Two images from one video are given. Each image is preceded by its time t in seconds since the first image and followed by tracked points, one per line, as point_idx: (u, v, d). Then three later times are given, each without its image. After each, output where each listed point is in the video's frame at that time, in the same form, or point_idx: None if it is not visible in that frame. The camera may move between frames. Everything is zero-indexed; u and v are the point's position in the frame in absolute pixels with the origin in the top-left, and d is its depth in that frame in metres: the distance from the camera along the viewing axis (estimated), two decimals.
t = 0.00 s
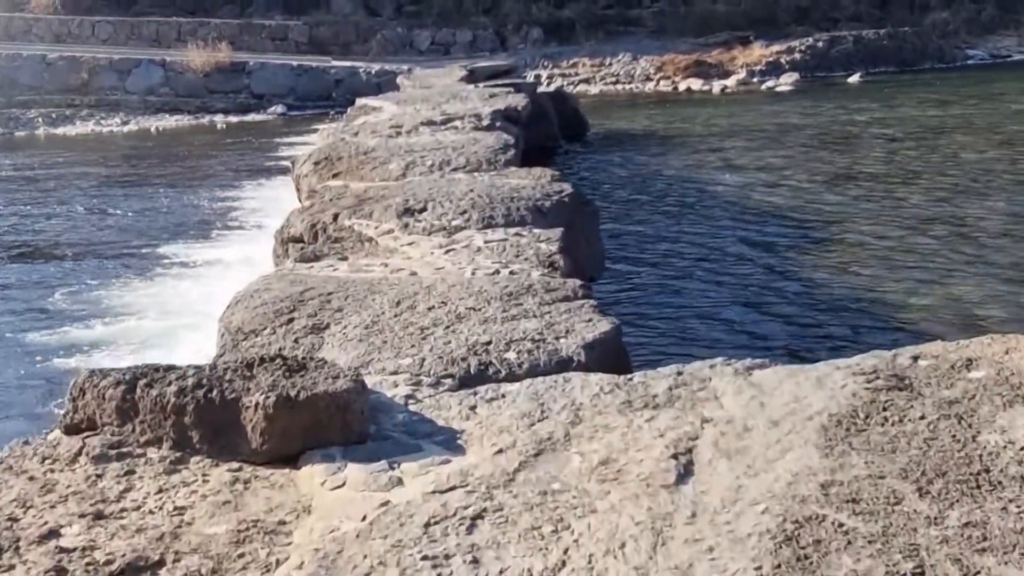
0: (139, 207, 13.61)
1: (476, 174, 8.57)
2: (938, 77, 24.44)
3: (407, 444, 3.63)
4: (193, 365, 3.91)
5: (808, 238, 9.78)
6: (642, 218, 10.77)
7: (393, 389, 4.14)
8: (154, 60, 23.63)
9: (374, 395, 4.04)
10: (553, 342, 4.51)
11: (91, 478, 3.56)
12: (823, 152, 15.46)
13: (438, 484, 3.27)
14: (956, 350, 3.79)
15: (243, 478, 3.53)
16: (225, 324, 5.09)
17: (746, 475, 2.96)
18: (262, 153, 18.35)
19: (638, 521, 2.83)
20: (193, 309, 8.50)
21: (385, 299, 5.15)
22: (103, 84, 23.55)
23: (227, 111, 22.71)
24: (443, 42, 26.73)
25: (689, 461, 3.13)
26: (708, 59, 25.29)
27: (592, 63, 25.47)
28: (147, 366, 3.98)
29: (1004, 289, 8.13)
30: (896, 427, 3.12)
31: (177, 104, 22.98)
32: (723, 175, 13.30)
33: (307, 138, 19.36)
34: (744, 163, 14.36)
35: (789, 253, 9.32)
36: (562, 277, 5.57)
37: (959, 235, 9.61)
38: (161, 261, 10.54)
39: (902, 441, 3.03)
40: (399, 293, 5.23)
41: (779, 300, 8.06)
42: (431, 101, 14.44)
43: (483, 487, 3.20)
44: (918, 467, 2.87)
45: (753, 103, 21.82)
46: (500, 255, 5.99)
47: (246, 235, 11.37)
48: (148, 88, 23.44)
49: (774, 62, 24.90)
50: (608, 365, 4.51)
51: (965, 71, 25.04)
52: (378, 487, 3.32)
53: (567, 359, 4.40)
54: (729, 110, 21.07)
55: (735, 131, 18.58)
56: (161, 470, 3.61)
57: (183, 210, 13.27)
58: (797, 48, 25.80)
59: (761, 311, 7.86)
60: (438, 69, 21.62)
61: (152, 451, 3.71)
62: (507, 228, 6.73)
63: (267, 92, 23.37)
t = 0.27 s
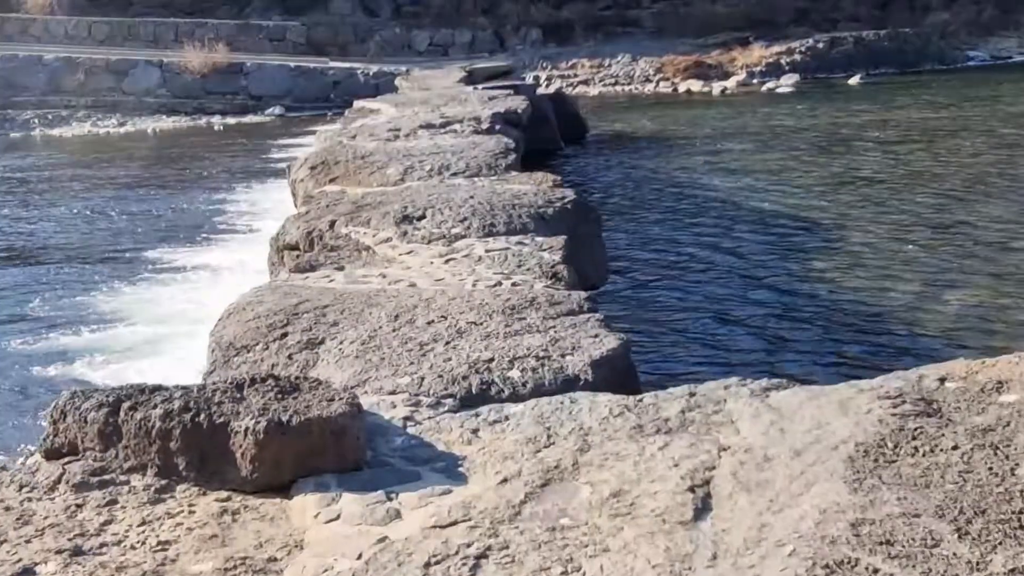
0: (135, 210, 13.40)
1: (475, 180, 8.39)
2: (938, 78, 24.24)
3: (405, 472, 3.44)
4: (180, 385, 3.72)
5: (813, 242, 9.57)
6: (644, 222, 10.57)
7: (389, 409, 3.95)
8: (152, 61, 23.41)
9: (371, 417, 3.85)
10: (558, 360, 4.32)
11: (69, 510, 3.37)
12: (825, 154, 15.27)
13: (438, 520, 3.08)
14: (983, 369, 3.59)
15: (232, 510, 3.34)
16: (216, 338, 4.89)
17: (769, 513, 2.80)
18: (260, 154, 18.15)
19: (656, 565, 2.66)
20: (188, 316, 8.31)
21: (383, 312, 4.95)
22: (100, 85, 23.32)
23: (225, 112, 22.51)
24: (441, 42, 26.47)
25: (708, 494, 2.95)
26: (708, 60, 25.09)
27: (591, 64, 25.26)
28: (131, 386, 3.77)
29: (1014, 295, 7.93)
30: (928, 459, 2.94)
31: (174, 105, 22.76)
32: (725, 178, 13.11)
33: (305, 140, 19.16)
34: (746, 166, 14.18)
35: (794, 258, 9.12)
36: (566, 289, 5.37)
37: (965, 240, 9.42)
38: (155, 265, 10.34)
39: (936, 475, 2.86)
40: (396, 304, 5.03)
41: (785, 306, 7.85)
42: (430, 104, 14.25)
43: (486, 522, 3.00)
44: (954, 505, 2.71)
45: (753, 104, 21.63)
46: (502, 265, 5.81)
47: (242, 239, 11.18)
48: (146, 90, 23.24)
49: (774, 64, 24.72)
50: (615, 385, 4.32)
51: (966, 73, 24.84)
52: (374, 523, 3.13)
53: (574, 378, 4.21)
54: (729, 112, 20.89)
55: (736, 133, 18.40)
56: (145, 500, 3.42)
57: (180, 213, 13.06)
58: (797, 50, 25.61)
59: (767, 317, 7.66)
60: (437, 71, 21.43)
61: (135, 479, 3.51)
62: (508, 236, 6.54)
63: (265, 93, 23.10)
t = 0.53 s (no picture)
0: (131, 213, 13.18)
1: (476, 183, 8.17)
2: (943, 80, 24.01)
3: (400, 499, 3.21)
4: (160, 403, 3.49)
5: (821, 247, 9.34)
6: (648, 225, 10.33)
7: (383, 428, 3.72)
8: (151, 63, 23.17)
9: (365, 436, 3.63)
10: (563, 374, 4.08)
11: (40, 539, 3.14)
12: (831, 156, 15.05)
13: (437, 554, 2.86)
14: (1017, 384, 3.35)
15: (216, 539, 3.12)
16: (204, 351, 4.66)
17: (799, 550, 2.62)
18: (260, 157, 17.92)
19: None
20: (183, 321, 8.11)
21: (378, 322, 4.72)
22: (100, 88, 23.08)
23: (225, 115, 22.30)
24: (443, 44, 26.23)
25: (729, 527, 2.75)
26: (711, 62, 24.87)
27: (594, 66, 25.03)
28: (109, 403, 3.54)
29: None
30: (969, 486, 2.75)
31: (173, 108, 22.51)
32: (730, 180, 12.89)
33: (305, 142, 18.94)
34: (751, 167, 13.96)
35: (803, 262, 8.87)
36: (571, 297, 5.14)
37: (977, 244, 9.19)
38: (150, 269, 10.12)
39: (978, 505, 2.68)
40: (393, 314, 4.80)
41: (794, 313, 7.61)
42: (430, 105, 14.03)
43: (490, 560, 2.79)
44: (999, 540, 2.55)
45: (757, 106, 21.39)
46: (504, 272, 5.58)
47: (239, 243, 10.95)
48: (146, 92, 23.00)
49: (777, 65, 24.49)
50: (623, 399, 4.08)
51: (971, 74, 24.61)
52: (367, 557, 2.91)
53: (580, 393, 3.97)
54: (733, 114, 20.66)
55: (739, 135, 18.18)
56: (121, 528, 3.19)
57: (177, 216, 12.84)
58: (800, 51, 25.38)
59: (776, 324, 7.41)
60: (438, 72, 21.19)
61: (111, 504, 3.29)
62: (510, 241, 6.32)
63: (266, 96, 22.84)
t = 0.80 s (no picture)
0: (137, 213, 12.99)
1: (485, 189, 7.96)
2: (959, 87, 23.75)
3: (398, 538, 3.01)
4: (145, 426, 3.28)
5: (837, 258, 9.12)
6: (660, 234, 10.10)
7: (382, 455, 3.52)
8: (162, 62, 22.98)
9: (363, 464, 3.42)
10: (573, 397, 3.87)
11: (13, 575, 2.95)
12: (846, 163, 14.83)
13: None
14: None
15: None
16: (198, 367, 4.46)
17: None
18: (269, 158, 17.73)
19: None
20: (185, 325, 7.94)
21: (381, 338, 4.51)
22: (111, 87, 22.83)
23: (235, 115, 22.11)
24: (454, 46, 26.02)
25: None
26: (724, 66, 24.63)
27: (606, 70, 24.81)
28: (91, 426, 3.35)
29: None
30: (1015, 536, 2.58)
31: (183, 108, 22.33)
32: (744, 187, 12.67)
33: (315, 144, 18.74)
34: (764, 174, 13.74)
35: (819, 274, 8.63)
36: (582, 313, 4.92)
37: (998, 256, 8.97)
38: (153, 272, 9.93)
39: None
40: (395, 330, 4.59)
41: (810, 328, 7.37)
42: (441, 108, 13.83)
43: None
44: None
45: (770, 112, 21.14)
46: (513, 284, 5.38)
47: (246, 245, 10.75)
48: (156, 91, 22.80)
49: (791, 70, 24.24)
50: (635, 423, 3.87)
51: (987, 81, 24.34)
52: None
53: (591, 418, 3.76)
54: (747, 119, 20.43)
55: (753, 141, 17.96)
56: (100, 563, 2.99)
57: (183, 217, 12.66)
58: (814, 56, 25.12)
59: (792, 339, 7.18)
60: (450, 74, 20.98)
61: (91, 536, 3.09)
62: (519, 251, 6.11)
63: (277, 96, 22.66)
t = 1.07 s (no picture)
0: (137, 212, 12.78)
1: (487, 195, 7.76)
2: (966, 97, 23.54)
3: None
4: (121, 447, 3.07)
5: (845, 269, 8.91)
6: (666, 243, 9.89)
7: (375, 479, 3.32)
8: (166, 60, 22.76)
9: (354, 489, 3.21)
10: (578, 419, 3.67)
11: None
12: (853, 173, 14.62)
13: None
14: None
15: None
16: (184, 380, 4.24)
17: None
18: (272, 158, 17.53)
19: None
20: (180, 328, 7.75)
21: (376, 352, 4.30)
22: (114, 85, 22.57)
23: (238, 114, 21.91)
24: (460, 49, 25.81)
25: None
26: (730, 73, 24.43)
27: (612, 75, 24.60)
28: (65, 444, 3.15)
29: None
30: None
31: (186, 107, 22.11)
32: (750, 196, 12.47)
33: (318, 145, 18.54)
34: (770, 182, 13.54)
35: (829, 286, 8.42)
36: (588, 329, 4.72)
37: (1009, 270, 8.77)
38: (150, 272, 9.72)
39: None
40: (391, 343, 4.37)
41: (821, 340, 7.15)
42: (444, 111, 13.62)
43: None
44: None
45: (776, 119, 20.93)
46: (514, 296, 5.17)
47: (244, 247, 10.54)
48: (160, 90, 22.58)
49: (798, 77, 24.03)
50: (642, 448, 3.67)
51: (994, 92, 24.13)
52: None
53: (597, 444, 3.56)
54: (753, 126, 20.22)
55: (758, 148, 17.75)
56: None
57: (182, 217, 12.45)
58: (821, 64, 24.91)
59: (801, 353, 6.96)
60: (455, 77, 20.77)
61: (62, 565, 2.89)
62: (522, 260, 5.91)
63: (280, 96, 22.46)
